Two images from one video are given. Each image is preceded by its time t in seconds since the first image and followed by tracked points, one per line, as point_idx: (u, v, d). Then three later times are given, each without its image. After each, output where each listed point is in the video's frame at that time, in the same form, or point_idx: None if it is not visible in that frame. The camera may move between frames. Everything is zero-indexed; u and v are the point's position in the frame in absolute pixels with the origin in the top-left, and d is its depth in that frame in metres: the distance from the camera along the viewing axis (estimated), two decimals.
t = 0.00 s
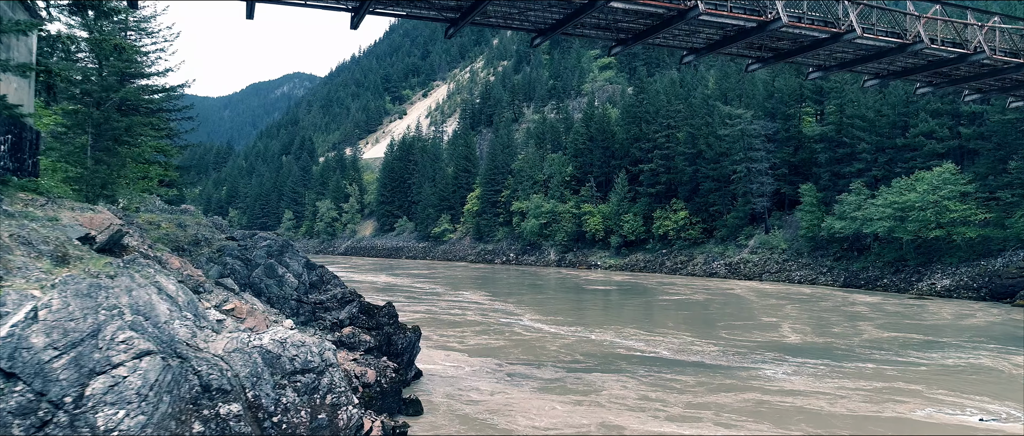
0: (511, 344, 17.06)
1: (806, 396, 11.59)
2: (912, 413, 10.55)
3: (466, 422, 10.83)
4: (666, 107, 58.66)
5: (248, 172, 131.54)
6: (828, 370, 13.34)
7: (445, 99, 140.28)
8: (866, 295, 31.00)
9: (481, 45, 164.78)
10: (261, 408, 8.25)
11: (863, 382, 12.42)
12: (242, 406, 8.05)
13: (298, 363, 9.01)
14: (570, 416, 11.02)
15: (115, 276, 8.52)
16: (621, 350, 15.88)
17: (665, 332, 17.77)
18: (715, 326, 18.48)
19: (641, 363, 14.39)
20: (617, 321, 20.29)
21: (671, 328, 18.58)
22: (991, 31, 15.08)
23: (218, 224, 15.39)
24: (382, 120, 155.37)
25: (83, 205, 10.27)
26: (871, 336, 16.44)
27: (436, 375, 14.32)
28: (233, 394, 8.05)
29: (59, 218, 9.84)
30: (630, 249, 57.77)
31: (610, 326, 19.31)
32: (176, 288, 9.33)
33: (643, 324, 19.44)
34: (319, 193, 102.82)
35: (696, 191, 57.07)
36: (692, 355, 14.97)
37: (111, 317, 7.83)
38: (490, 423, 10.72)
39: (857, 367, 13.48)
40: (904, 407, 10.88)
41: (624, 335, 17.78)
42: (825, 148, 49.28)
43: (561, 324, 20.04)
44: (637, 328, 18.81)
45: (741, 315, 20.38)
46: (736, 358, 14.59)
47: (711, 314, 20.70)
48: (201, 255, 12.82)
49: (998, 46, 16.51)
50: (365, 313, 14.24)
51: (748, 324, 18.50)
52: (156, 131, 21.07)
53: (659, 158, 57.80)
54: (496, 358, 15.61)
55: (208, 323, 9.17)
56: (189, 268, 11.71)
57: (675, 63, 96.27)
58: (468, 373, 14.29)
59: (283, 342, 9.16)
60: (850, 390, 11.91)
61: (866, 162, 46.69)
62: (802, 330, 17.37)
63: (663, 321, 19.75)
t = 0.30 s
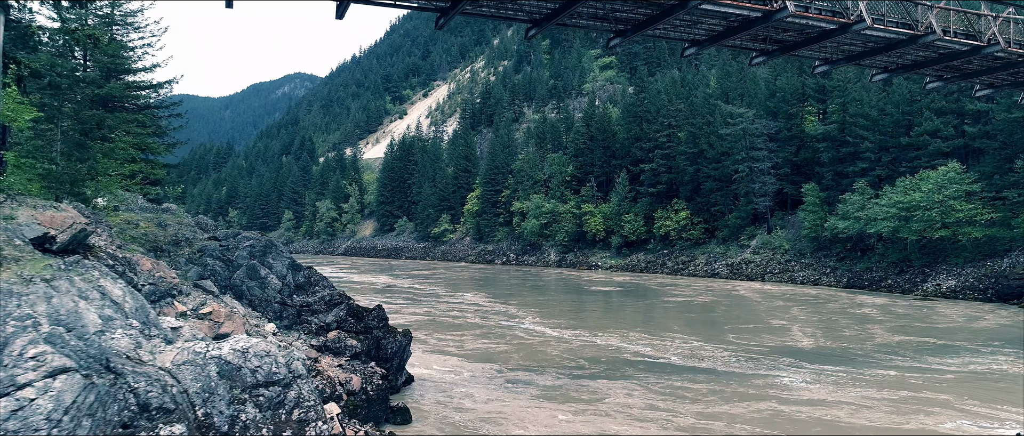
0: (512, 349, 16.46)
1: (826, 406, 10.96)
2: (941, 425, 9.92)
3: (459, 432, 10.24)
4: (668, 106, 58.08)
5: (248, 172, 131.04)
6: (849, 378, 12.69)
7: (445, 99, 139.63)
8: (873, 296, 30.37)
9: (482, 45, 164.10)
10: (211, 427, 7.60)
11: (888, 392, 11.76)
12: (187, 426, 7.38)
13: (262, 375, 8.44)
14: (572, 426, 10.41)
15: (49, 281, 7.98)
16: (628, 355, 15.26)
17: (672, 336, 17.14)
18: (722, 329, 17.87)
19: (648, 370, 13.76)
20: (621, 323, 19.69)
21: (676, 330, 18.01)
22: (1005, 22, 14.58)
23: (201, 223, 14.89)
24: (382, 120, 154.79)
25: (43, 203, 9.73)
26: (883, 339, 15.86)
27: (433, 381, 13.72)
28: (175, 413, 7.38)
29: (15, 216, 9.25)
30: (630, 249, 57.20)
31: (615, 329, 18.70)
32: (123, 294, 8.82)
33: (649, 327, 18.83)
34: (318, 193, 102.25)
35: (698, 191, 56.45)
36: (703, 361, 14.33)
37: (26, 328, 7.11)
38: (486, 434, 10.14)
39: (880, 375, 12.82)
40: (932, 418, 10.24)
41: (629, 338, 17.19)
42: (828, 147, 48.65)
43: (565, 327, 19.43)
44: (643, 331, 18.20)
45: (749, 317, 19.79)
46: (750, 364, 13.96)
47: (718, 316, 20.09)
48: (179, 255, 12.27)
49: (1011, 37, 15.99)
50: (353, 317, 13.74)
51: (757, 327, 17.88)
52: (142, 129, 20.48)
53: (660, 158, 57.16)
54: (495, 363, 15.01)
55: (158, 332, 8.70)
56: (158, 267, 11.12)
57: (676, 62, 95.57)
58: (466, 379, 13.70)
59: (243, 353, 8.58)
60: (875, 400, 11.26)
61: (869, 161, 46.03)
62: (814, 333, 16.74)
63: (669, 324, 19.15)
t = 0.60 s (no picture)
0: (512, 353, 15.96)
1: (845, 417, 10.43)
2: None
3: None
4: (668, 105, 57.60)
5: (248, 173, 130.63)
6: (869, 386, 12.13)
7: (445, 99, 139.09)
8: (880, 298, 29.85)
9: (482, 44, 163.49)
10: None
11: (912, 401, 11.21)
12: None
13: (223, 388, 7.75)
14: None
15: None
16: (634, 360, 14.74)
17: (679, 340, 16.62)
18: (730, 333, 17.35)
19: (655, 376, 13.24)
20: (626, 326, 19.16)
21: (683, 334, 17.48)
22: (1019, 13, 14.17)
23: (186, 223, 14.47)
24: (382, 120, 154.32)
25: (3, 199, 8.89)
26: (896, 343, 15.34)
27: (431, 386, 13.22)
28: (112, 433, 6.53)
29: None
30: (631, 249, 56.73)
31: (619, 332, 18.18)
32: (64, 297, 7.88)
33: (654, 330, 18.31)
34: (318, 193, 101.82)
35: (699, 191, 55.93)
36: (713, 367, 13.80)
37: None
38: None
39: (902, 382, 12.27)
40: (958, 430, 9.70)
41: (634, 342, 16.68)
42: (831, 146, 48.15)
43: (567, 330, 18.94)
44: (648, 334, 17.67)
45: (756, 319, 19.26)
46: (763, 370, 13.42)
47: (725, 319, 19.56)
48: (159, 256, 11.83)
49: None
50: (342, 319, 13.30)
51: (765, 330, 17.37)
52: (128, 125, 20.07)
53: (661, 157, 56.64)
54: (495, 368, 14.51)
55: (106, 341, 7.78)
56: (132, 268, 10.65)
57: (678, 61, 94.98)
58: (464, 385, 13.20)
59: (201, 364, 7.83)
60: (898, 410, 10.72)
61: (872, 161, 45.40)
62: (826, 337, 16.21)
63: (674, 327, 18.63)
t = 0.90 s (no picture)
0: (513, 358, 15.35)
1: (871, 430, 9.78)
2: None
3: None
4: (670, 104, 57.04)
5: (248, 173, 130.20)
6: (896, 396, 11.46)
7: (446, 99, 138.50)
8: (889, 299, 29.21)
9: (483, 44, 162.95)
10: None
11: (944, 412, 10.55)
12: None
13: (168, 406, 7.44)
14: None
15: None
16: (642, 366, 14.11)
17: (687, 345, 15.98)
18: (740, 337, 16.71)
19: (664, 385, 12.61)
20: (631, 329, 18.53)
21: (691, 338, 16.83)
22: None
23: (165, 221, 13.88)
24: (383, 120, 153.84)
25: None
26: (913, 348, 14.72)
27: (428, 393, 12.61)
28: None
29: None
30: (632, 250, 56.14)
31: (624, 336, 17.53)
32: None
33: (661, 334, 17.66)
34: (319, 193, 101.33)
35: (700, 191, 55.30)
36: (726, 375, 13.14)
37: None
38: None
39: (930, 392, 11.61)
40: None
41: (641, 347, 16.04)
42: (834, 145, 47.53)
43: (569, 333, 18.32)
44: (655, 338, 17.03)
45: (766, 322, 18.63)
46: (781, 378, 12.76)
47: (733, 322, 18.92)
48: (133, 257, 11.26)
49: None
50: (329, 322, 12.74)
51: (776, 334, 16.73)
52: (112, 121, 19.56)
53: (662, 157, 56.07)
54: (495, 375, 13.90)
55: (39, 352, 7.26)
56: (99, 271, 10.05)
57: (679, 60, 94.38)
58: (462, 392, 12.59)
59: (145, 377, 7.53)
60: (929, 422, 10.07)
61: (876, 160, 44.80)
62: (840, 341, 15.59)
63: (682, 330, 17.99)
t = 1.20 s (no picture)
0: (513, 364, 14.70)
1: None
2: None
3: None
4: (671, 103, 56.49)
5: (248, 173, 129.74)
6: (926, 407, 10.76)
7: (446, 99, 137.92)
8: (897, 301, 28.58)
9: (484, 45, 162.42)
10: None
11: (979, 425, 9.85)
12: None
13: (98, 428, 7.02)
14: None
15: None
16: (649, 373, 13.45)
17: (695, 350, 15.33)
18: (751, 341, 16.02)
19: (673, 393, 11.96)
20: (636, 333, 17.86)
21: (700, 343, 16.16)
22: None
23: (145, 220, 13.35)
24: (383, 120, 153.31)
25: None
26: (931, 353, 14.09)
27: (422, 401, 12.00)
28: None
29: None
30: (633, 250, 55.55)
31: (630, 340, 16.85)
32: None
33: (668, 338, 16.98)
34: (319, 193, 100.83)
35: (701, 191, 54.67)
36: (740, 383, 12.46)
37: None
38: None
39: (962, 403, 10.91)
40: None
41: (647, 352, 15.38)
42: (837, 144, 46.91)
43: (572, 337, 17.70)
44: (662, 343, 16.35)
45: (777, 325, 17.98)
46: (799, 387, 12.06)
47: (742, 325, 18.26)
48: (104, 258, 10.70)
49: None
50: (314, 326, 12.20)
51: (786, 338, 16.10)
52: (96, 118, 19.32)
53: (663, 156, 55.50)
54: (494, 382, 13.26)
55: None
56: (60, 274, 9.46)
57: (681, 60, 93.77)
58: (459, 400, 11.96)
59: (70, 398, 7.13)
60: None
61: (879, 159, 44.19)
62: (855, 346, 14.93)
63: (689, 334, 17.32)
